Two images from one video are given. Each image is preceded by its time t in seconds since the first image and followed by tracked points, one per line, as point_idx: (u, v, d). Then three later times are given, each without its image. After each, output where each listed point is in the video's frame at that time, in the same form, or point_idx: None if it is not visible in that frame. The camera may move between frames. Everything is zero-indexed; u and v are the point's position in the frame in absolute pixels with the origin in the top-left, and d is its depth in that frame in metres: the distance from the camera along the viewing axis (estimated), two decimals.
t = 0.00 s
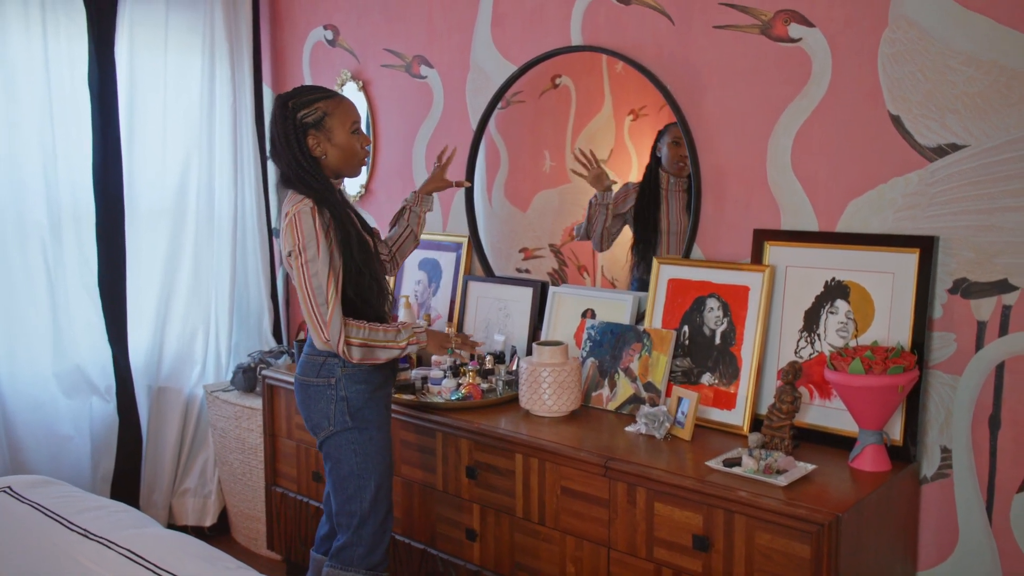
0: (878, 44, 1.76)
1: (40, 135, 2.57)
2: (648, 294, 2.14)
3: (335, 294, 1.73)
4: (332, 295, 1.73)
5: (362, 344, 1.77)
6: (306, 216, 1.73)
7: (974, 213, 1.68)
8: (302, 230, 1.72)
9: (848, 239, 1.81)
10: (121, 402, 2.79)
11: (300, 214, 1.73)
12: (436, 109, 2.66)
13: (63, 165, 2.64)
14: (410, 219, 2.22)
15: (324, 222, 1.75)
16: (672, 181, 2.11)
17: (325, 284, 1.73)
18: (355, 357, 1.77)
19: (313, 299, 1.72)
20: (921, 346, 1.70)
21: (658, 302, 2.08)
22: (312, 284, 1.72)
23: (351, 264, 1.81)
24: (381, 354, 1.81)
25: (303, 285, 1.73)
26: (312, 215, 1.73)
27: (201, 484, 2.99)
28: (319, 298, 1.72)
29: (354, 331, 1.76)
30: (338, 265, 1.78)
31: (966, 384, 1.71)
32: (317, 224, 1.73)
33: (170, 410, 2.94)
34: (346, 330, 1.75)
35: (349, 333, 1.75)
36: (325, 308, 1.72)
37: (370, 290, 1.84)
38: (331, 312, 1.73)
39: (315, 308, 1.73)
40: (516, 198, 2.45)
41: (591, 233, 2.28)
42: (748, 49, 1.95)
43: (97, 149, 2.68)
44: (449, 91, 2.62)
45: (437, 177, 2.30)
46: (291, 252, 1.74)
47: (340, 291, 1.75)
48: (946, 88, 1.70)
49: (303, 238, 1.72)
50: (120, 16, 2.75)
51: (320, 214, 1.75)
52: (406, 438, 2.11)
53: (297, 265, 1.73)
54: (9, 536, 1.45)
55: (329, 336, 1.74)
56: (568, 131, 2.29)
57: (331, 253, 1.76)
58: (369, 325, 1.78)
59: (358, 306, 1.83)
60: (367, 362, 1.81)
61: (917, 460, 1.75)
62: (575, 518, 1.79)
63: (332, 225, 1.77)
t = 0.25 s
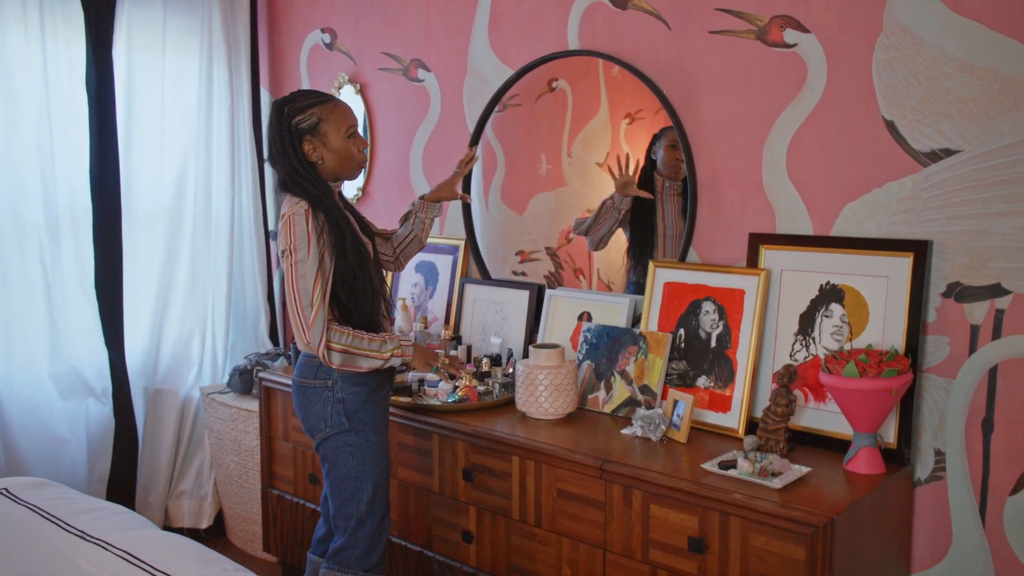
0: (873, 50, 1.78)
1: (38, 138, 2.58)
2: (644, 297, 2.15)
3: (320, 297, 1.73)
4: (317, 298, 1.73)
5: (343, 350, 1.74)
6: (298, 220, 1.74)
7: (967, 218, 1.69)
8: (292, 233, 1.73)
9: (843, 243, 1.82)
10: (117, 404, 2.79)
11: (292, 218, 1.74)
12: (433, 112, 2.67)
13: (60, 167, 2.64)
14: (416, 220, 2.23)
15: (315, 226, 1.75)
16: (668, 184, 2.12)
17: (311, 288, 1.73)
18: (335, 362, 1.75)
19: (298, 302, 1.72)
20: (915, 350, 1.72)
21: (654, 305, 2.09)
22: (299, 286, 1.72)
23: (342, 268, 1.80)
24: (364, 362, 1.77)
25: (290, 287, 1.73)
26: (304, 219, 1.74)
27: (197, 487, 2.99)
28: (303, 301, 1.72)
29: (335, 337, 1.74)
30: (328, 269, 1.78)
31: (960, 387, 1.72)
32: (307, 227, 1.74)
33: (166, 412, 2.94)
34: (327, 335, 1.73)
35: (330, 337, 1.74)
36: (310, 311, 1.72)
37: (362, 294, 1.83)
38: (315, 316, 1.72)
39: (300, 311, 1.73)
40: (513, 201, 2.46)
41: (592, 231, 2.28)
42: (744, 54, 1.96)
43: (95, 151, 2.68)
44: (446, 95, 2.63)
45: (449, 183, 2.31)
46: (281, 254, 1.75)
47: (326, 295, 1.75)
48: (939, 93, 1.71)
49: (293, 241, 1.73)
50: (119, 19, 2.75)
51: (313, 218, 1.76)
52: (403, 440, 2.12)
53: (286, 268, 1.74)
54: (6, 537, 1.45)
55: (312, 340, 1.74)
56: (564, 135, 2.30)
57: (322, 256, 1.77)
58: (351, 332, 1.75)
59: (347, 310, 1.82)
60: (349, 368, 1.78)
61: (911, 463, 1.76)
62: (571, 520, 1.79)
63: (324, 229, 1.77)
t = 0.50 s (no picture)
0: (868, 53, 1.79)
1: (35, 139, 2.58)
2: (641, 299, 2.15)
3: (309, 300, 1.73)
4: (306, 302, 1.72)
5: (331, 355, 1.76)
6: (291, 224, 1.74)
7: (962, 220, 1.70)
8: (285, 237, 1.74)
9: (838, 245, 1.83)
10: (114, 407, 2.79)
11: (285, 222, 1.74)
12: (430, 114, 2.68)
13: (57, 169, 2.64)
14: (427, 227, 2.23)
15: (308, 230, 1.75)
16: (664, 186, 2.12)
17: (302, 291, 1.72)
18: (323, 366, 1.76)
19: (288, 306, 1.72)
20: (910, 352, 1.72)
21: (650, 307, 2.09)
22: (289, 290, 1.72)
23: (335, 273, 1.79)
24: (353, 367, 1.79)
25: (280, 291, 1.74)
26: (298, 223, 1.74)
27: (195, 488, 2.99)
28: (293, 305, 1.72)
29: (323, 342, 1.75)
30: (320, 274, 1.77)
31: (955, 389, 1.73)
32: (300, 232, 1.74)
33: (163, 414, 2.94)
34: (315, 339, 1.74)
35: (318, 342, 1.75)
36: (298, 315, 1.72)
37: (354, 298, 1.82)
38: (304, 319, 1.72)
39: (289, 314, 1.72)
40: (510, 203, 2.46)
41: (595, 233, 2.27)
42: (740, 57, 1.97)
43: (92, 152, 2.69)
44: (443, 97, 2.63)
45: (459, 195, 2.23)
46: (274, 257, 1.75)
47: (315, 299, 1.74)
48: (934, 96, 1.72)
49: (286, 244, 1.73)
50: (116, 21, 2.75)
51: (307, 222, 1.76)
52: (400, 442, 2.12)
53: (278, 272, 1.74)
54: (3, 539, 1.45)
55: (300, 343, 1.73)
56: (561, 137, 2.30)
57: (315, 260, 1.77)
58: (341, 338, 1.76)
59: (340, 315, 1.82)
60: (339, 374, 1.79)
61: (906, 464, 1.77)
62: (568, 521, 1.80)
63: (317, 234, 1.78)
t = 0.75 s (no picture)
0: (866, 54, 1.79)
1: (34, 140, 2.58)
2: (639, 300, 2.15)
3: (301, 301, 1.73)
4: (297, 303, 1.73)
5: (322, 356, 1.76)
6: (287, 226, 1.76)
7: (960, 221, 1.70)
8: (280, 238, 1.76)
9: (836, 247, 1.83)
10: (112, 408, 2.79)
11: (281, 223, 1.76)
12: (428, 115, 2.68)
13: (56, 170, 2.64)
14: (446, 246, 2.33)
15: (301, 232, 1.76)
16: (662, 187, 2.12)
17: (294, 292, 1.73)
18: (314, 367, 1.77)
19: (281, 306, 1.73)
20: (908, 353, 1.72)
21: (648, 308, 2.09)
22: (282, 291, 1.73)
23: (331, 275, 1.80)
24: (346, 368, 1.78)
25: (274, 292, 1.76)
26: (293, 225, 1.76)
27: (193, 489, 2.99)
28: (285, 306, 1.73)
29: (315, 343, 1.76)
30: (315, 275, 1.78)
31: (953, 390, 1.73)
32: (294, 234, 1.75)
33: (162, 414, 2.95)
34: (306, 340, 1.75)
35: (309, 342, 1.75)
36: (290, 315, 1.72)
37: (348, 301, 1.82)
38: (295, 320, 1.72)
39: (282, 315, 1.73)
40: (508, 204, 2.47)
41: (596, 230, 2.26)
42: (738, 58, 1.97)
43: (91, 153, 2.69)
44: (442, 98, 2.64)
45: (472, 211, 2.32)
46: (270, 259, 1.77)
47: (307, 300, 1.74)
48: (932, 98, 1.72)
49: (280, 246, 1.75)
50: (115, 22, 2.76)
51: (303, 225, 1.78)
52: (398, 443, 2.12)
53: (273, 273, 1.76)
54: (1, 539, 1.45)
55: (291, 344, 1.74)
56: (560, 138, 2.31)
57: (309, 262, 1.77)
58: (333, 339, 1.77)
59: (336, 317, 1.81)
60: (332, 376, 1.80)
61: (904, 465, 1.77)
62: (566, 522, 1.80)
63: (313, 237, 1.78)
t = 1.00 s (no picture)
0: (864, 49, 1.78)
1: (30, 136, 2.58)
2: (636, 295, 2.15)
3: (301, 295, 1.73)
4: (297, 297, 1.73)
5: (322, 351, 1.76)
6: (289, 220, 1.76)
7: (958, 216, 1.70)
8: (281, 232, 1.76)
9: (833, 242, 1.83)
10: (110, 404, 2.79)
11: (283, 217, 1.76)
12: (426, 111, 2.67)
13: (52, 166, 2.63)
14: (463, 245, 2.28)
15: (303, 227, 1.76)
16: (660, 182, 2.12)
17: (294, 286, 1.73)
18: (314, 362, 1.76)
19: (281, 300, 1.73)
20: (906, 348, 1.72)
21: (646, 303, 2.09)
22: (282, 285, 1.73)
23: (333, 270, 1.79)
24: (345, 364, 1.77)
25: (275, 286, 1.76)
26: (295, 219, 1.76)
27: (191, 485, 2.99)
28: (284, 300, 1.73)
29: (315, 338, 1.75)
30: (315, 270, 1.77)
31: (950, 385, 1.72)
32: (295, 228, 1.75)
33: (160, 410, 2.95)
34: (306, 334, 1.74)
35: (309, 337, 1.75)
36: (290, 310, 1.73)
37: (348, 297, 1.81)
38: (294, 314, 1.73)
39: (282, 309, 1.74)
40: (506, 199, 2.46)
41: (604, 223, 2.24)
42: (735, 53, 1.97)
43: (88, 149, 2.68)
44: (439, 93, 2.63)
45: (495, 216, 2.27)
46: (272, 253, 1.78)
47: (307, 295, 1.74)
48: (930, 92, 1.72)
49: (282, 240, 1.75)
50: (111, 18, 2.75)
51: (305, 219, 1.78)
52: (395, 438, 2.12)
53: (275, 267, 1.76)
54: None
55: (291, 338, 1.74)
56: (558, 133, 2.30)
57: (309, 257, 1.77)
58: (333, 334, 1.76)
59: (338, 312, 1.81)
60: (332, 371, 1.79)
61: (901, 460, 1.77)
62: (563, 517, 1.80)
63: (315, 231, 1.78)
